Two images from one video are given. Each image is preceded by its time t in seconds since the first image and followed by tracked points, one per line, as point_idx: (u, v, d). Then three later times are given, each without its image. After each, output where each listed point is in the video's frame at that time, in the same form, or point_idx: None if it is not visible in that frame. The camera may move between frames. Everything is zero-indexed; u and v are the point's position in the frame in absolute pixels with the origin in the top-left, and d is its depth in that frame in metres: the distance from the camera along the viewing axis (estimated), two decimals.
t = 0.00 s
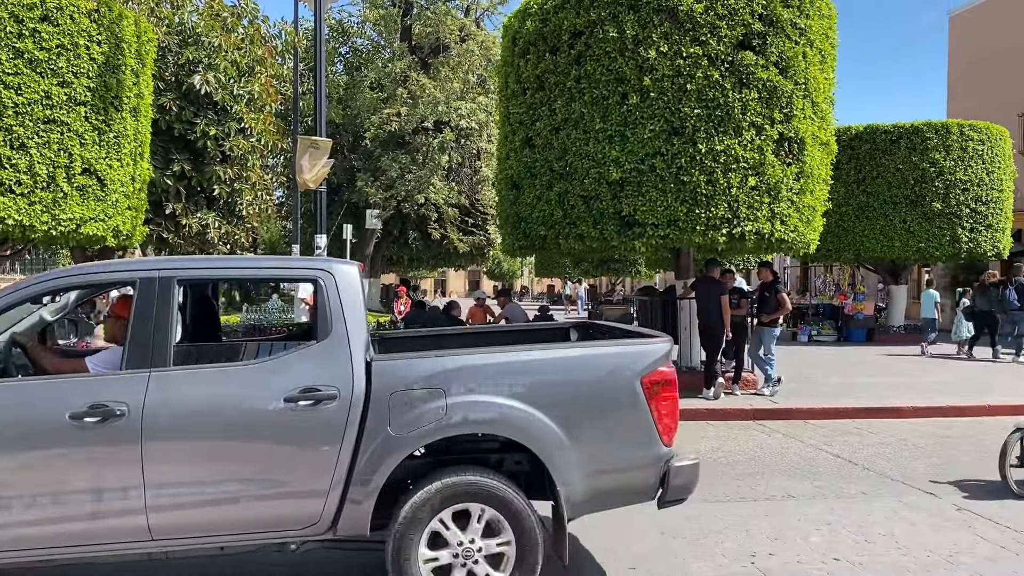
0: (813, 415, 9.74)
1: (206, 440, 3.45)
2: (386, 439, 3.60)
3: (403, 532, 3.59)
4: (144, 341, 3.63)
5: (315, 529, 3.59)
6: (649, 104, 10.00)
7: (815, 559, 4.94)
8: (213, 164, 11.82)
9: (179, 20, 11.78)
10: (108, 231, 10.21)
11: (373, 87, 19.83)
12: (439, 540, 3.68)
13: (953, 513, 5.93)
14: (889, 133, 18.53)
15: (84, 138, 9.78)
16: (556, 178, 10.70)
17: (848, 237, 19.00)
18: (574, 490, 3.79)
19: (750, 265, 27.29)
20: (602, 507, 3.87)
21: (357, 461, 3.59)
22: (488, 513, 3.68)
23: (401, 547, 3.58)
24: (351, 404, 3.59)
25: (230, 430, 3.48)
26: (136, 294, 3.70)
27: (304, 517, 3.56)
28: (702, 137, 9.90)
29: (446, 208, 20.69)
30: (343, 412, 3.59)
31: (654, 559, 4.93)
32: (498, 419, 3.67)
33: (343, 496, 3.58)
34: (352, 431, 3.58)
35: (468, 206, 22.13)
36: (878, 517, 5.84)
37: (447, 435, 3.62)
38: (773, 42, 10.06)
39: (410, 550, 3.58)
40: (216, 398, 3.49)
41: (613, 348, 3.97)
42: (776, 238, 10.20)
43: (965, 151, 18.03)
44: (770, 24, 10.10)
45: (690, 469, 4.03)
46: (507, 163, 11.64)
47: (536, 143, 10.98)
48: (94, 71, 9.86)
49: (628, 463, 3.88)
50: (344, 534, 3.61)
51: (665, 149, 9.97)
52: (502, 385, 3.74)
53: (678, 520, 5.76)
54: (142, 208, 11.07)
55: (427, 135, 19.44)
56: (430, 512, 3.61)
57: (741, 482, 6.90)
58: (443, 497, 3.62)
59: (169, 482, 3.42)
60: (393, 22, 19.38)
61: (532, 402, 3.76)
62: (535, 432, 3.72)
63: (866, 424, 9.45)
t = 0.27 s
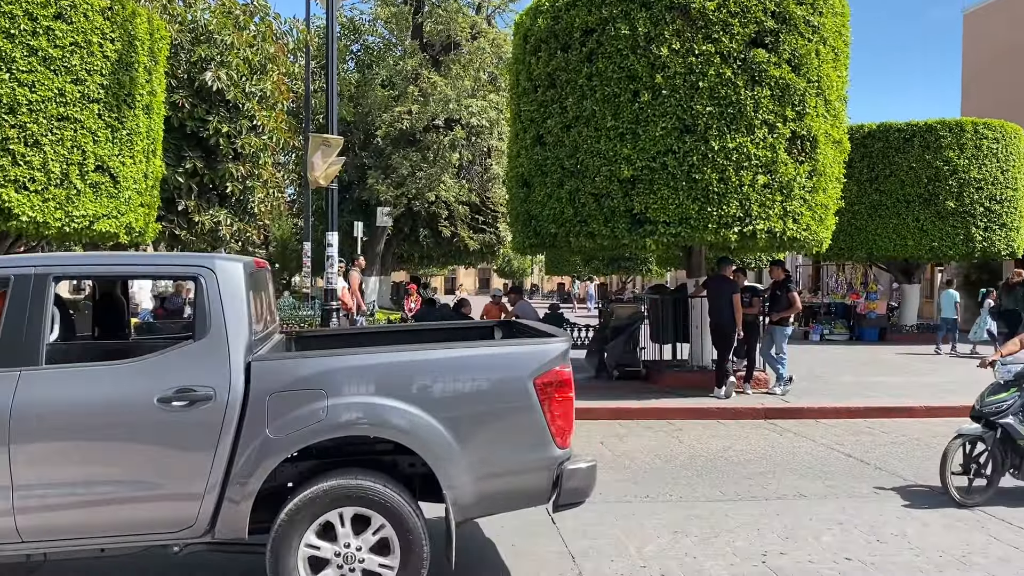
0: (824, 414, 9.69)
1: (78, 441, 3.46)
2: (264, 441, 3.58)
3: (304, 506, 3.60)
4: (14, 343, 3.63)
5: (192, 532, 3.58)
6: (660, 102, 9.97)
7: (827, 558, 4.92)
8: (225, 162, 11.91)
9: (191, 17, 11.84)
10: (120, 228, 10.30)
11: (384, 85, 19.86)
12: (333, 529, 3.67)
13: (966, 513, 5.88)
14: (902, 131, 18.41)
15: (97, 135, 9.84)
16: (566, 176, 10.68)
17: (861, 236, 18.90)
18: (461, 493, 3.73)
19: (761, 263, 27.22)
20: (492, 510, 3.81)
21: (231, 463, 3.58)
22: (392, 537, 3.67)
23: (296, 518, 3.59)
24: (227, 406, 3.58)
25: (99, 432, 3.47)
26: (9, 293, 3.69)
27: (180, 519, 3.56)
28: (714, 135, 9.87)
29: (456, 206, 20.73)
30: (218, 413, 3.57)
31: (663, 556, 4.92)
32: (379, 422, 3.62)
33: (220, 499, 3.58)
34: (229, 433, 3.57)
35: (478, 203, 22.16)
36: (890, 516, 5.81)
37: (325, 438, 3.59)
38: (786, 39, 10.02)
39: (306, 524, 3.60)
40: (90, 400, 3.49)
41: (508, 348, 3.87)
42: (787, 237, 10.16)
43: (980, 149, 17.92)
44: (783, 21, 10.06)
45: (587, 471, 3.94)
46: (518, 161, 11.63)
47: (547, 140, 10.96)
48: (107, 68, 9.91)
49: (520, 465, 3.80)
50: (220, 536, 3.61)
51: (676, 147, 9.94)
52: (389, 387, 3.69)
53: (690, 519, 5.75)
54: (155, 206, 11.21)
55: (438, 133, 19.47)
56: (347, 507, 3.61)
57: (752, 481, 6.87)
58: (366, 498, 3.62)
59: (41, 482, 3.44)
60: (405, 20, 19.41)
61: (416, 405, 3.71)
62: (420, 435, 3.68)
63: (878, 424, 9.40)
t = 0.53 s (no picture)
0: (836, 413, 9.64)
1: None
2: (141, 440, 3.51)
3: (210, 493, 3.54)
4: None
5: (68, 531, 3.54)
6: (673, 100, 9.94)
7: (837, 558, 4.89)
8: (239, 159, 12.00)
9: (205, 15, 11.91)
10: (134, 224, 10.37)
11: (396, 82, 19.89)
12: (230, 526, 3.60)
13: (980, 514, 5.83)
14: (917, 128, 18.28)
15: (111, 132, 9.89)
16: (578, 173, 10.66)
17: (874, 234, 18.79)
18: (345, 495, 3.63)
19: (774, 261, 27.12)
20: (380, 511, 3.70)
21: (109, 461, 3.52)
22: (274, 566, 3.58)
23: (213, 497, 3.54)
24: (104, 403, 3.53)
25: None
26: None
27: (55, 519, 3.52)
28: (727, 133, 9.83)
29: (468, 204, 20.78)
30: (96, 410, 3.53)
31: (672, 556, 4.91)
32: (257, 421, 3.53)
33: (95, 498, 3.53)
34: (107, 430, 3.52)
35: (490, 201, 22.19)
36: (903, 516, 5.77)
37: (201, 438, 3.51)
38: (799, 36, 9.97)
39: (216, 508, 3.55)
40: None
41: (399, 345, 3.74)
42: (800, 235, 10.11)
43: (995, 147, 17.83)
44: (797, 18, 10.01)
45: (481, 472, 3.83)
46: (530, 158, 11.61)
47: (559, 138, 10.95)
48: (121, 66, 9.95)
49: (409, 465, 3.68)
50: (99, 536, 3.55)
51: (689, 144, 9.90)
52: (271, 385, 3.59)
53: (701, 518, 5.72)
54: (167, 203, 11.35)
55: (450, 130, 19.51)
56: (262, 515, 3.56)
57: (763, 481, 6.83)
58: (278, 512, 3.57)
59: None
60: (418, 17, 19.73)
61: (299, 403, 3.60)
62: (303, 435, 3.57)
63: (890, 423, 9.36)
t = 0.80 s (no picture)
0: (848, 412, 9.60)
1: None
2: (23, 438, 3.49)
3: (108, 494, 3.52)
4: None
5: None
6: (685, 97, 9.90)
7: (850, 558, 4.86)
8: (251, 157, 12.10)
9: (218, 14, 11.99)
10: (148, 222, 10.44)
11: (408, 80, 19.93)
12: (132, 530, 3.58)
13: (994, 514, 5.80)
14: (932, 126, 18.17)
15: (126, 130, 9.94)
16: (590, 171, 10.64)
17: (888, 232, 18.68)
18: (231, 496, 3.57)
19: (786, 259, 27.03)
20: (268, 513, 3.63)
21: None
22: None
23: (136, 499, 3.52)
24: None
25: None
26: None
27: None
28: (739, 131, 9.79)
29: (479, 202, 20.81)
30: None
31: (683, 555, 4.89)
32: (135, 420, 3.48)
33: None
34: None
35: (501, 199, 22.21)
36: (917, 516, 5.74)
37: (82, 437, 3.47)
38: (813, 34, 9.92)
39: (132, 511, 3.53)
40: None
41: (287, 342, 3.64)
42: (814, 233, 10.05)
43: (1011, 145, 17.75)
44: (810, 15, 9.96)
45: (376, 473, 3.75)
46: (542, 156, 11.61)
47: (571, 136, 10.94)
48: (135, 64, 10.01)
49: (296, 464, 3.60)
50: None
51: (701, 142, 9.88)
52: (158, 383, 3.53)
53: (713, 517, 5.70)
54: (180, 201, 11.45)
55: (461, 128, 19.54)
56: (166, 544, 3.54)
57: (776, 480, 6.80)
58: (168, 522, 3.53)
59: None
60: (430, 15, 19.84)
61: (181, 402, 3.54)
62: (188, 435, 3.52)
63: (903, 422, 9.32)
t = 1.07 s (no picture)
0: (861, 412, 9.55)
1: None
2: None
3: (27, 504, 3.41)
4: None
5: None
6: (697, 96, 9.87)
7: (862, 558, 4.84)
8: (262, 155, 12.22)
9: (230, 13, 12.10)
10: (159, 220, 10.51)
11: (419, 78, 19.97)
12: (31, 545, 3.46)
13: (1007, 515, 5.76)
14: (945, 124, 18.10)
15: (138, 129, 9.98)
16: (601, 170, 10.63)
17: (901, 231, 18.49)
18: (118, 495, 3.43)
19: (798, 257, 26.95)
20: (157, 511, 3.51)
21: None
22: None
23: (50, 521, 3.42)
24: None
25: None
26: None
27: None
28: (751, 129, 9.75)
29: (490, 200, 20.84)
30: None
31: (696, 554, 4.87)
32: (23, 416, 3.34)
33: None
34: None
35: (512, 198, 22.23)
36: (889, 518, 5.65)
37: None
38: (825, 32, 9.87)
39: (49, 533, 3.43)
40: None
41: (181, 338, 3.50)
42: (826, 232, 10.00)
43: None
44: (823, 13, 9.91)
45: (271, 473, 3.59)
46: (552, 155, 11.61)
47: (582, 134, 10.92)
48: (148, 63, 10.05)
49: (185, 465, 3.48)
50: None
51: (713, 140, 9.84)
52: (43, 377, 3.39)
53: (725, 517, 5.68)
54: (192, 199, 11.59)
55: (472, 127, 19.55)
56: (54, 574, 3.43)
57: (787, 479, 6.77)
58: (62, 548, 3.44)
59: None
60: (441, 14, 19.88)
61: (68, 398, 3.40)
62: (74, 432, 3.38)
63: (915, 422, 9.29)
